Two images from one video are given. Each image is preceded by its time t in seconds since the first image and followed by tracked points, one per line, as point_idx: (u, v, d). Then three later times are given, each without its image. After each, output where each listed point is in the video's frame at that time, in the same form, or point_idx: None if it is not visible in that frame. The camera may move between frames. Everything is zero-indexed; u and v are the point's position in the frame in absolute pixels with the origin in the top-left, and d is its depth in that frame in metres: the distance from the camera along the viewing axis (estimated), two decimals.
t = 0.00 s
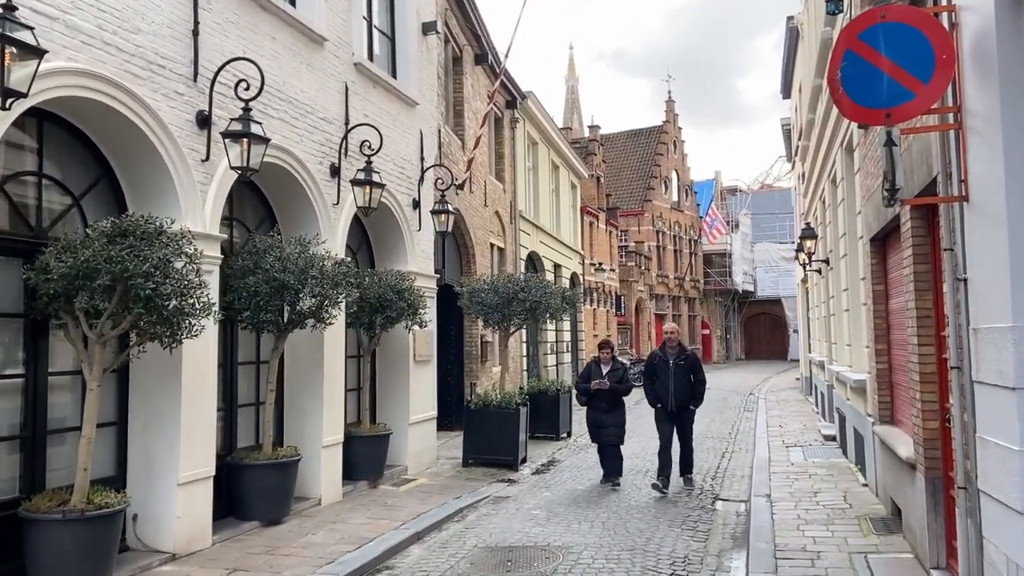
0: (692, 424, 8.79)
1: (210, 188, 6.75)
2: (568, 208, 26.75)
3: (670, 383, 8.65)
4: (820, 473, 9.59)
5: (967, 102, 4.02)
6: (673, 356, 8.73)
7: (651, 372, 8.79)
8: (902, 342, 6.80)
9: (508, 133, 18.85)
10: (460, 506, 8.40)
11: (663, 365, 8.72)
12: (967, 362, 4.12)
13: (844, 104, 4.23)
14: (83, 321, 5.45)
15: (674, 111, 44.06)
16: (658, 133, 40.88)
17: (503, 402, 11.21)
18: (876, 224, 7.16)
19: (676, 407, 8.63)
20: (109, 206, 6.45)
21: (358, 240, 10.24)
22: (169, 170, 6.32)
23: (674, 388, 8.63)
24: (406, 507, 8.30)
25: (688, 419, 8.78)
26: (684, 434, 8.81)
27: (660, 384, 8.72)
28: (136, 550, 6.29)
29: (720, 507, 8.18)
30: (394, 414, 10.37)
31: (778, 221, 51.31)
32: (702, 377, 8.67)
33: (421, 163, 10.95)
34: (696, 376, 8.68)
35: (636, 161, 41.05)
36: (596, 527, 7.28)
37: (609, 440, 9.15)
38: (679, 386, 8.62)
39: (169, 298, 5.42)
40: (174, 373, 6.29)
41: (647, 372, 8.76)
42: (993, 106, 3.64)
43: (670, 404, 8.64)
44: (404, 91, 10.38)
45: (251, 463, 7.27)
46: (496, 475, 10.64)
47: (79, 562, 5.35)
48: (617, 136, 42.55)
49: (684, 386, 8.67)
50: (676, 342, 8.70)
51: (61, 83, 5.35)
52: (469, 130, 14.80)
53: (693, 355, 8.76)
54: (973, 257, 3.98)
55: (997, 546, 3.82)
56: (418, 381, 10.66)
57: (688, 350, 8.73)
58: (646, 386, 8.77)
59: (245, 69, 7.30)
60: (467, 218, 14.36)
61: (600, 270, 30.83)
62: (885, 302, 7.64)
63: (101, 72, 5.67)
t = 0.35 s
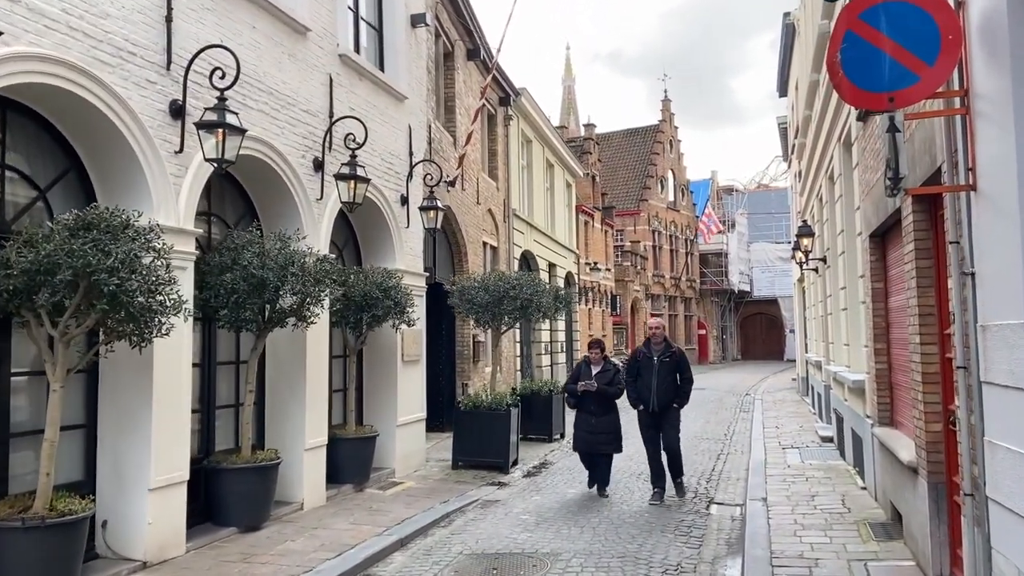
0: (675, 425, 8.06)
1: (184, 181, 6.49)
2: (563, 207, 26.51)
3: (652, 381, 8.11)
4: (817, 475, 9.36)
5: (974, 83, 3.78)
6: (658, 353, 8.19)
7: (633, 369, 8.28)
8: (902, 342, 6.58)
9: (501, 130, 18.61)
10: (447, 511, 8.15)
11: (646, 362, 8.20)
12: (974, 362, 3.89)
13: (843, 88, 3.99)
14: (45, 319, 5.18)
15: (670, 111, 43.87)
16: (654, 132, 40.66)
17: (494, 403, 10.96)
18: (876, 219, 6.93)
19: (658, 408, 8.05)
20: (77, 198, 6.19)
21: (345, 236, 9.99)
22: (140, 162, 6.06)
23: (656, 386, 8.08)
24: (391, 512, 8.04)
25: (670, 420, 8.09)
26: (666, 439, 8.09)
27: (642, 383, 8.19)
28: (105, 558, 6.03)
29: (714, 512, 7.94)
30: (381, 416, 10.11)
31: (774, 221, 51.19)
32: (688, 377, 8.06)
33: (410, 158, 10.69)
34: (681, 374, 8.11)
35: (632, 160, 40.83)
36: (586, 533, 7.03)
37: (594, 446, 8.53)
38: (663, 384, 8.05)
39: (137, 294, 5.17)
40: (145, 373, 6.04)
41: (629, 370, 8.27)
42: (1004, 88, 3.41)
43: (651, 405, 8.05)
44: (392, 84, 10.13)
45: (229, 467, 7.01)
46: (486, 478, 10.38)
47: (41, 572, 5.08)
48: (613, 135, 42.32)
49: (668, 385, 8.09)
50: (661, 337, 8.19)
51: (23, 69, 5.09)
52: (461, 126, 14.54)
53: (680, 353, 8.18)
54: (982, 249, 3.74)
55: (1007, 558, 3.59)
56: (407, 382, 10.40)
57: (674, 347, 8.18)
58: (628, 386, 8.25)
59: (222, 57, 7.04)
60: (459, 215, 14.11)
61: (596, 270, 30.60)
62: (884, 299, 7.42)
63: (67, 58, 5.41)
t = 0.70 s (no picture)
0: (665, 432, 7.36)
1: (158, 173, 6.22)
2: (559, 205, 26.25)
3: (642, 387, 7.45)
4: (818, 479, 9.10)
5: (989, 63, 3.53)
6: (651, 358, 7.55)
7: (624, 374, 7.64)
8: (907, 341, 6.33)
9: (496, 128, 18.34)
10: (436, 516, 7.88)
11: (637, 366, 7.56)
12: (989, 362, 3.63)
13: (848, 68, 3.72)
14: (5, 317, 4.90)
15: (668, 110, 43.63)
16: (652, 130, 40.41)
17: (486, 404, 10.69)
18: (880, 214, 6.68)
19: (648, 417, 7.39)
20: (44, 191, 5.91)
21: (332, 233, 9.72)
22: (110, 154, 5.78)
23: (647, 392, 7.42)
24: (377, 517, 7.77)
25: (660, 429, 7.40)
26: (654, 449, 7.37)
27: (632, 389, 7.54)
28: (73, 567, 5.76)
29: (712, 517, 7.69)
30: (370, 417, 9.84)
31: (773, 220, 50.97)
32: (682, 385, 7.39)
33: (400, 153, 10.42)
34: (676, 383, 7.44)
35: (630, 159, 40.58)
36: (578, 540, 6.77)
37: (580, 458, 7.91)
38: (654, 391, 7.39)
39: (101, 291, 4.90)
40: (116, 373, 5.78)
41: (620, 374, 7.63)
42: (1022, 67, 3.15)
43: (640, 414, 7.42)
44: (381, 77, 9.86)
45: (206, 471, 6.74)
46: (477, 481, 10.11)
47: None
48: (611, 133, 42.06)
49: (660, 393, 7.42)
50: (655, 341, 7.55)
51: None
52: (454, 122, 14.27)
53: (675, 359, 7.52)
54: (997, 239, 3.49)
55: None
56: (396, 382, 10.13)
57: (669, 352, 7.53)
58: (618, 392, 7.59)
59: (199, 45, 6.77)
60: (453, 213, 13.84)
61: (593, 269, 30.35)
62: (888, 297, 7.16)
63: (31, 42, 5.14)
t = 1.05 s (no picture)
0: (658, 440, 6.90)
1: (131, 168, 5.97)
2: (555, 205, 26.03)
3: (630, 390, 6.86)
4: (816, 483, 8.88)
5: (1000, 47, 3.32)
6: (637, 358, 6.93)
7: (609, 377, 7.03)
8: (908, 343, 6.10)
9: (490, 126, 18.10)
10: (423, 523, 7.64)
11: (623, 368, 6.96)
12: (1000, 366, 3.41)
13: (851, 53, 3.54)
14: None
15: (665, 109, 43.46)
16: (649, 130, 40.19)
17: (477, 406, 10.45)
18: (881, 212, 6.46)
19: (638, 421, 6.82)
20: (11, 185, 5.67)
21: (318, 231, 9.46)
22: (80, 147, 5.54)
23: (635, 395, 6.84)
24: (362, 524, 7.53)
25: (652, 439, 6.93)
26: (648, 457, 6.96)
27: (619, 392, 6.94)
28: None
29: (707, 524, 7.46)
30: (357, 419, 9.60)
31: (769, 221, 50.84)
32: (673, 386, 6.83)
33: (389, 149, 10.17)
34: (666, 383, 6.87)
35: (626, 158, 40.35)
36: (568, 549, 6.54)
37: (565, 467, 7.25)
38: (643, 395, 6.80)
39: (64, 290, 4.64)
40: (86, 375, 5.54)
41: (603, 377, 7.01)
42: None
43: (629, 420, 6.83)
44: (370, 71, 9.62)
45: (183, 478, 6.51)
46: (467, 485, 9.87)
47: None
48: (608, 132, 41.84)
49: (649, 396, 6.84)
50: (642, 339, 6.96)
51: None
52: (446, 119, 14.02)
53: (663, 358, 6.94)
54: (1010, 234, 3.28)
55: None
56: (385, 384, 9.88)
57: (657, 351, 6.94)
58: (604, 396, 7.01)
59: (176, 35, 6.53)
60: (445, 211, 13.61)
61: (588, 269, 30.13)
62: (889, 298, 6.95)
63: None
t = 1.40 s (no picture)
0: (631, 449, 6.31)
1: (96, 158, 5.71)
2: (548, 203, 25.80)
3: (601, 391, 6.33)
4: (811, 485, 8.65)
5: (1009, 17, 3.09)
6: (609, 356, 6.43)
7: (579, 378, 6.56)
8: (908, 339, 5.87)
9: (482, 122, 17.85)
10: (406, 527, 7.38)
11: (594, 367, 6.46)
12: (1010, 361, 3.18)
13: (851, 26, 3.32)
14: None
15: (660, 108, 43.28)
16: (644, 128, 39.99)
17: (465, 406, 10.19)
18: (879, 204, 6.24)
19: (610, 425, 6.26)
20: None
21: (300, 226, 9.21)
22: (41, 133, 5.28)
23: (606, 397, 6.30)
24: (342, 529, 7.27)
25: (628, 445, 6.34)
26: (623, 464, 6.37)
27: (590, 395, 6.43)
28: None
29: (699, 528, 7.22)
30: (341, 420, 9.34)
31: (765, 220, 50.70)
32: (649, 386, 6.31)
33: (375, 142, 9.91)
34: (641, 383, 6.36)
35: (621, 157, 40.13)
36: (554, 554, 6.29)
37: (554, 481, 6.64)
38: (615, 396, 6.28)
39: (17, 284, 4.36)
40: (46, 373, 5.28)
41: (574, 378, 6.56)
42: None
43: (600, 422, 6.29)
44: (354, 62, 9.36)
45: (153, 481, 6.25)
46: (454, 488, 9.61)
47: None
48: (603, 131, 41.59)
49: (623, 397, 6.30)
50: (616, 335, 6.47)
51: None
52: (436, 113, 13.76)
53: (639, 356, 6.44)
54: (1018, 219, 3.05)
55: None
56: (370, 384, 9.61)
57: (632, 348, 6.44)
58: (574, 401, 6.50)
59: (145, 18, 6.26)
60: (434, 208, 13.36)
61: (582, 268, 29.91)
62: (887, 295, 6.73)
63: None
